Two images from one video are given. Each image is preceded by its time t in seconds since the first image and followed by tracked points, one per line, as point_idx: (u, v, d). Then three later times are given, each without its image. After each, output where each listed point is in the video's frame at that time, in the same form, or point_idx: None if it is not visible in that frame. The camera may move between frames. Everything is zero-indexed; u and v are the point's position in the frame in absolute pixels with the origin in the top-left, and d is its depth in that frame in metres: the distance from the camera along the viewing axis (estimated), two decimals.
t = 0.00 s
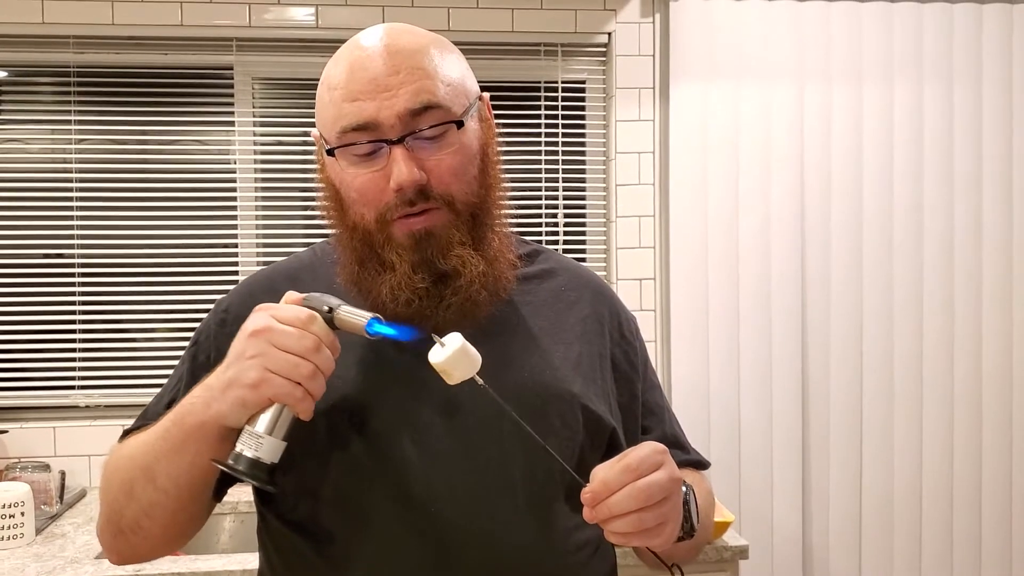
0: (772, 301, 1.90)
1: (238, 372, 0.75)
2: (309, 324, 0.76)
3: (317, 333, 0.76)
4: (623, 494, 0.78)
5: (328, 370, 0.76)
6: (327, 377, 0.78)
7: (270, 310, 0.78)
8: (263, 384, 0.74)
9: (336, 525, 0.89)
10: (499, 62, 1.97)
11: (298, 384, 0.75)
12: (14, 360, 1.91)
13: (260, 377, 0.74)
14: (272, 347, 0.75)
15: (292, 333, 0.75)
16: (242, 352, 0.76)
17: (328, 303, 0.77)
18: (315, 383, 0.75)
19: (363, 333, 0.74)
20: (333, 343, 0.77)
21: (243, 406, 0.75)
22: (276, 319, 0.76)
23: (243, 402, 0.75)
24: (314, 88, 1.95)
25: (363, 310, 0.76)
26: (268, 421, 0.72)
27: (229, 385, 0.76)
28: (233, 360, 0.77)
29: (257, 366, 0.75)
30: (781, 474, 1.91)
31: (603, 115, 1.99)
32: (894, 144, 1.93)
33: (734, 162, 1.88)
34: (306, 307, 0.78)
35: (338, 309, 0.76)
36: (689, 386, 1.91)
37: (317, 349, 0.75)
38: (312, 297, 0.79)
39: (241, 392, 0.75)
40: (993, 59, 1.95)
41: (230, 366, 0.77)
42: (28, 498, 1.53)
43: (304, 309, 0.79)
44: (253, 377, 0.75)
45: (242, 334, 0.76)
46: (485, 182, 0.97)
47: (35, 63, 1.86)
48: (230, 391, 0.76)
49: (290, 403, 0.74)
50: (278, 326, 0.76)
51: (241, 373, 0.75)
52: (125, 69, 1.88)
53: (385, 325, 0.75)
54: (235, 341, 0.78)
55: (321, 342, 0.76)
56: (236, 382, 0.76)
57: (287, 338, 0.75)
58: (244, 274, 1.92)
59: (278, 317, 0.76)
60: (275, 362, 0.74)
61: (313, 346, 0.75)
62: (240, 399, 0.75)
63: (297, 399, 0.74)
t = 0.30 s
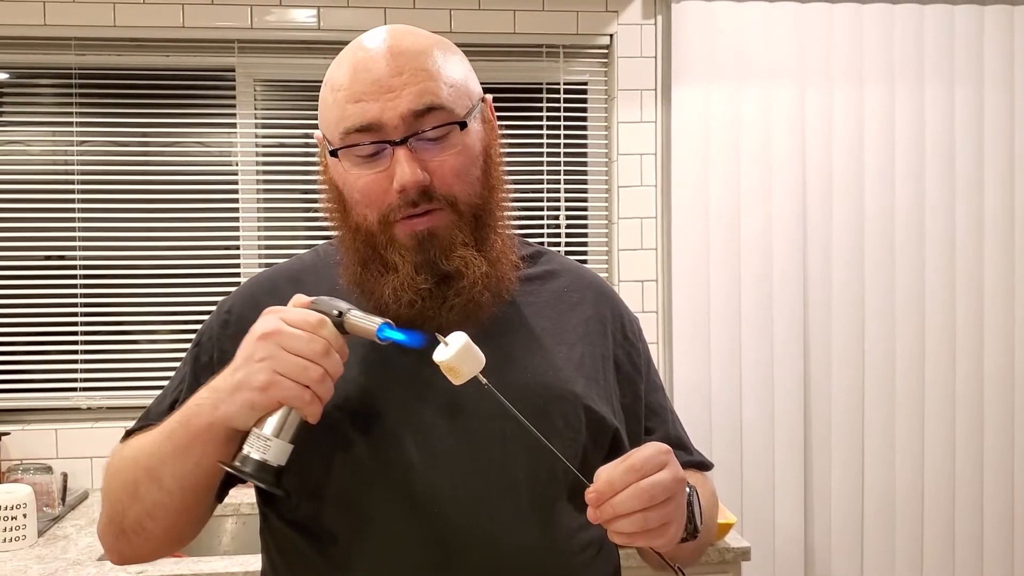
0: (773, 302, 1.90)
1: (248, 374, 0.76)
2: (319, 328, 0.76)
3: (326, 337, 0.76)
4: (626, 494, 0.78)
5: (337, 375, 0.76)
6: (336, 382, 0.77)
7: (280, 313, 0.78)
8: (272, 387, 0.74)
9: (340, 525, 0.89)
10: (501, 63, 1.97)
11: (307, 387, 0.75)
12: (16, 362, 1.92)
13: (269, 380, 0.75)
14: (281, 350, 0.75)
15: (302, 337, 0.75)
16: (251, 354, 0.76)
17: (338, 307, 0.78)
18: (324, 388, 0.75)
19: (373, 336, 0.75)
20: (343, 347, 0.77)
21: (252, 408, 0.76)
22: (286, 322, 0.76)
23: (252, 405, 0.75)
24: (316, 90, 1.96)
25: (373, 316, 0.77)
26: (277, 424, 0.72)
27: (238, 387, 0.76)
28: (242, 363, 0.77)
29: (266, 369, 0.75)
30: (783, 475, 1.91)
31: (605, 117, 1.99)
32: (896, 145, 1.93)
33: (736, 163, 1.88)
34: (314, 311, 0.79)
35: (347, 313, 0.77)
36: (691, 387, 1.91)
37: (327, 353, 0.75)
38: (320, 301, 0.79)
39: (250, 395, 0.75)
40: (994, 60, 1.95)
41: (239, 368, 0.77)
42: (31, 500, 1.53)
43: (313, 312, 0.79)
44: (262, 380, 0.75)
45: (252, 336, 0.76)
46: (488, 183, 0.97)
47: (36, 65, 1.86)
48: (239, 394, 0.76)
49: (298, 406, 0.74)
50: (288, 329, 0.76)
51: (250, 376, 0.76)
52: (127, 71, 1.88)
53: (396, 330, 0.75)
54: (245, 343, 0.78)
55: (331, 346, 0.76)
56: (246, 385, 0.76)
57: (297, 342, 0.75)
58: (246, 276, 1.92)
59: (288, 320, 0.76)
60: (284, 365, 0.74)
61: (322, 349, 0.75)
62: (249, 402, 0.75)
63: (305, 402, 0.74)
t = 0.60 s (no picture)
0: (776, 303, 1.90)
1: (254, 376, 0.76)
2: (326, 331, 0.76)
3: (334, 340, 0.76)
4: (631, 493, 0.78)
5: (343, 378, 0.76)
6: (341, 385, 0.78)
7: (287, 315, 0.78)
8: (278, 389, 0.74)
9: (344, 526, 0.89)
10: (504, 64, 1.97)
11: (314, 390, 0.75)
12: (19, 363, 1.92)
13: (275, 382, 0.74)
14: (289, 352, 0.75)
15: (310, 340, 0.75)
16: (258, 356, 0.76)
17: (345, 310, 0.78)
18: (330, 390, 0.75)
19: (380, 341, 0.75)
20: (350, 351, 0.77)
21: (257, 410, 0.75)
22: (293, 324, 0.76)
23: (257, 407, 0.75)
24: (319, 91, 1.96)
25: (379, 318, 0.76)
26: (281, 426, 0.72)
27: (244, 388, 0.76)
28: (248, 364, 0.77)
29: (273, 371, 0.75)
30: (785, 476, 1.90)
31: (608, 118, 1.99)
32: (899, 147, 1.92)
33: (738, 164, 1.88)
34: (321, 313, 0.79)
35: (355, 316, 0.77)
36: (694, 388, 1.90)
37: (334, 355, 0.75)
38: (327, 304, 0.79)
39: (256, 397, 0.75)
40: (998, 61, 1.95)
41: (245, 370, 0.77)
42: (34, 500, 1.53)
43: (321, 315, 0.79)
44: (269, 382, 0.75)
45: (260, 338, 0.77)
46: (492, 183, 0.97)
47: (40, 66, 1.86)
48: (244, 395, 0.76)
49: (304, 408, 0.74)
50: (295, 331, 0.76)
51: (256, 377, 0.75)
52: (130, 72, 1.88)
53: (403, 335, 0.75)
54: (251, 344, 0.78)
55: (339, 349, 0.76)
56: (252, 386, 0.75)
57: (305, 344, 0.75)
58: (248, 277, 1.92)
59: (296, 323, 0.77)
60: (291, 367, 0.74)
61: (330, 352, 0.75)
62: (254, 403, 0.75)
63: (311, 404, 0.74)
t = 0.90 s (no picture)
0: (777, 303, 1.89)
1: (257, 378, 0.75)
2: (330, 333, 0.75)
3: (337, 342, 0.76)
4: (632, 495, 0.77)
5: (346, 380, 0.76)
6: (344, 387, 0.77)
7: (292, 317, 0.78)
8: (281, 391, 0.74)
9: (343, 528, 0.88)
10: (504, 65, 1.97)
11: (317, 392, 0.74)
12: (19, 363, 1.92)
13: (278, 384, 0.74)
14: (293, 355, 0.75)
15: (315, 342, 0.75)
16: (262, 358, 0.75)
17: (350, 312, 0.77)
18: (333, 392, 0.75)
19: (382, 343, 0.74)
20: (353, 353, 0.77)
21: (259, 412, 0.75)
22: (298, 326, 0.76)
23: (260, 409, 0.75)
24: (319, 92, 1.96)
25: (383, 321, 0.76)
26: (284, 428, 0.72)
27: (246, 390, 0.76)
28: (251, 366, 0.76)
29: (277, 373, 0.74)
30: (786, 477, 1.90)
31: (609, 119, 1.99)
32: (900, 148, 1.92)
33: (739, 164, 1.88)
34: (326, 315, 0.78)
35: (358, 318, 0.76)
36: (694, 389, 1.90)
37: (337, 358, 0.75)
38: (333, 306, 0.79)
39: (259, 399, 0.75)
40: (999, 62, 1.94)
41: (248, 372, 0.76)
42: (33, 501, 1.52)
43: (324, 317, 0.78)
44: (272, 384, 0.74)
45: (264, 340, 0.76)
46: (492, 184, 0.97)
47: (40, 66, 1.86)
48: (247, 397, 0.76)
49: (307, 410, 0.73)
50: (300, 334, 0.76)
51: (259, 379, 0.75)
52: (130, 73, 1.88)
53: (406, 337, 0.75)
54: (254, 347, 0.78)
55: (342, 351, 0.76)
56: (255, 388, 0.75)
57: (309, 346, 0.75)
58: (249, 278, 1.92)
59: (300, 325, 0.76)
60: (294, 369, 0.74)
61: (333, 354, 0.75)
62: (257, 405, 0.75)
63: (314, 407, 0.74)
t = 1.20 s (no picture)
0: (779, 302, 1.89)
1: (259, 375, 0.75)
2: (331, 331, 0.75)
3: (339, 340, 0.75)
4: (636, 493, 0.77)
5: (348, 378, 0.76)
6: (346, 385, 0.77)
7: (293, 314, 0.77)
8: (282, 388, 0.74)
9: (344, 528, 0.88)
10: (506, 63, 1.96)
11: (317, 390, 0.74)
12: (20, 362, 1.91)
13: (280, 381, 0.74)
14: (294, 352, 0.74)
15: (316, 340, 0.74)
16: (263, 355, 0.75)
17: (351, 310, 0.76)
18: (335, 391, 0.74)
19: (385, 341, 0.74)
20: (354, 351, 0.76)
21: (261, 410, 0.75)
22: (299, 323, 0.76)
23: (261, 406, 0.75)
24: (321, 90, 1.95)
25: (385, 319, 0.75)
26: (284, 426, 0.72)
27: (248, 388, 0.76)
28: (253, 363, 0.76)
29: (278, 370, 0.74)
30: (787, 476, 1.90)
31: (611, 117, 1.98)
32: (902, 147, 1.92)
33: (742, 162, 1.87)
34: (326, 313, 0.78)
35: (360, 317, 0.75)
36: (695, 388, 1.89)
37: (338, 356, 0.74)
38: (334, 303, 0.78)
39: (260, 396, 0.75)
40: (1001, 61, 1.94)
41: (250, 369, 0.76)
42: (34, 500, 1.52)
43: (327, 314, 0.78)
44: (273, 381, 0.74)
45: (265, 336, 0.76)
46: (494, 181, 0.96)
47: (41, 64, 1.86)
48: (248, 394, 0.76)
49: (308, 408, 0.73)
50: (301, 331, 0.75)
51: (260, 376, 0.75)
52: (130, 71, 1.87)
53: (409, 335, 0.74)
54: (256, 344, 0.78)
55: (343, 349, 0.75)
56: (256, 385, 0.75)
57: (310, 343, 0.74)
58: (250, 276, 1.92)
59: (300, 322, 0.76)
60: (295, 366, 0.74)
61: (334, 352, 0.74)
62: (258, 403, 0.75)
63: (315, 404, 0.73)
